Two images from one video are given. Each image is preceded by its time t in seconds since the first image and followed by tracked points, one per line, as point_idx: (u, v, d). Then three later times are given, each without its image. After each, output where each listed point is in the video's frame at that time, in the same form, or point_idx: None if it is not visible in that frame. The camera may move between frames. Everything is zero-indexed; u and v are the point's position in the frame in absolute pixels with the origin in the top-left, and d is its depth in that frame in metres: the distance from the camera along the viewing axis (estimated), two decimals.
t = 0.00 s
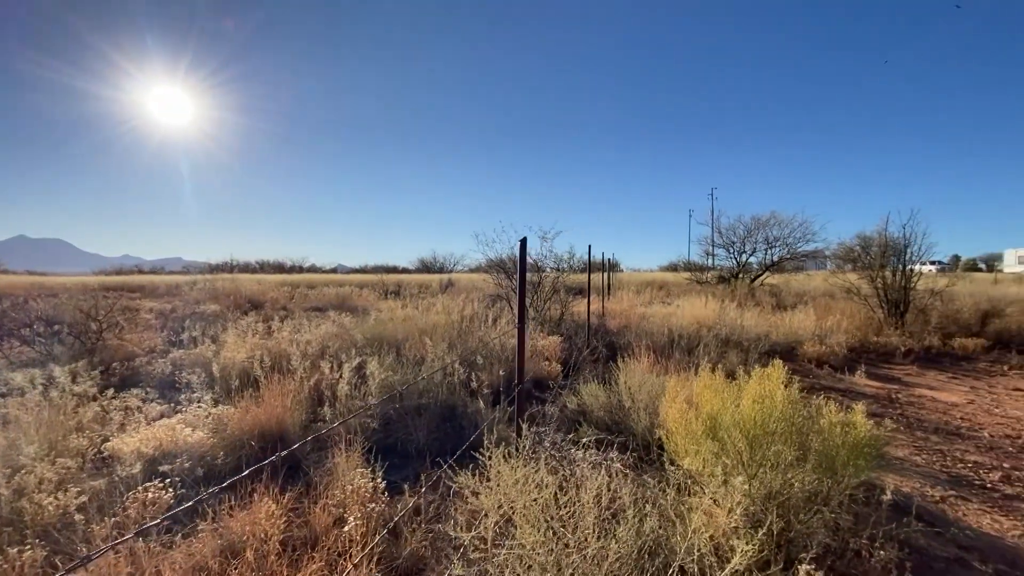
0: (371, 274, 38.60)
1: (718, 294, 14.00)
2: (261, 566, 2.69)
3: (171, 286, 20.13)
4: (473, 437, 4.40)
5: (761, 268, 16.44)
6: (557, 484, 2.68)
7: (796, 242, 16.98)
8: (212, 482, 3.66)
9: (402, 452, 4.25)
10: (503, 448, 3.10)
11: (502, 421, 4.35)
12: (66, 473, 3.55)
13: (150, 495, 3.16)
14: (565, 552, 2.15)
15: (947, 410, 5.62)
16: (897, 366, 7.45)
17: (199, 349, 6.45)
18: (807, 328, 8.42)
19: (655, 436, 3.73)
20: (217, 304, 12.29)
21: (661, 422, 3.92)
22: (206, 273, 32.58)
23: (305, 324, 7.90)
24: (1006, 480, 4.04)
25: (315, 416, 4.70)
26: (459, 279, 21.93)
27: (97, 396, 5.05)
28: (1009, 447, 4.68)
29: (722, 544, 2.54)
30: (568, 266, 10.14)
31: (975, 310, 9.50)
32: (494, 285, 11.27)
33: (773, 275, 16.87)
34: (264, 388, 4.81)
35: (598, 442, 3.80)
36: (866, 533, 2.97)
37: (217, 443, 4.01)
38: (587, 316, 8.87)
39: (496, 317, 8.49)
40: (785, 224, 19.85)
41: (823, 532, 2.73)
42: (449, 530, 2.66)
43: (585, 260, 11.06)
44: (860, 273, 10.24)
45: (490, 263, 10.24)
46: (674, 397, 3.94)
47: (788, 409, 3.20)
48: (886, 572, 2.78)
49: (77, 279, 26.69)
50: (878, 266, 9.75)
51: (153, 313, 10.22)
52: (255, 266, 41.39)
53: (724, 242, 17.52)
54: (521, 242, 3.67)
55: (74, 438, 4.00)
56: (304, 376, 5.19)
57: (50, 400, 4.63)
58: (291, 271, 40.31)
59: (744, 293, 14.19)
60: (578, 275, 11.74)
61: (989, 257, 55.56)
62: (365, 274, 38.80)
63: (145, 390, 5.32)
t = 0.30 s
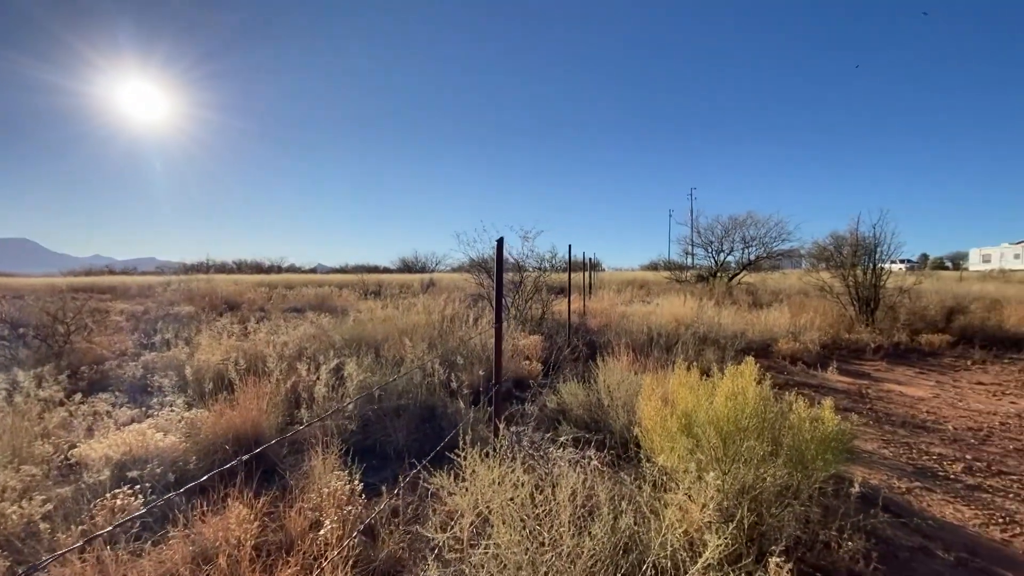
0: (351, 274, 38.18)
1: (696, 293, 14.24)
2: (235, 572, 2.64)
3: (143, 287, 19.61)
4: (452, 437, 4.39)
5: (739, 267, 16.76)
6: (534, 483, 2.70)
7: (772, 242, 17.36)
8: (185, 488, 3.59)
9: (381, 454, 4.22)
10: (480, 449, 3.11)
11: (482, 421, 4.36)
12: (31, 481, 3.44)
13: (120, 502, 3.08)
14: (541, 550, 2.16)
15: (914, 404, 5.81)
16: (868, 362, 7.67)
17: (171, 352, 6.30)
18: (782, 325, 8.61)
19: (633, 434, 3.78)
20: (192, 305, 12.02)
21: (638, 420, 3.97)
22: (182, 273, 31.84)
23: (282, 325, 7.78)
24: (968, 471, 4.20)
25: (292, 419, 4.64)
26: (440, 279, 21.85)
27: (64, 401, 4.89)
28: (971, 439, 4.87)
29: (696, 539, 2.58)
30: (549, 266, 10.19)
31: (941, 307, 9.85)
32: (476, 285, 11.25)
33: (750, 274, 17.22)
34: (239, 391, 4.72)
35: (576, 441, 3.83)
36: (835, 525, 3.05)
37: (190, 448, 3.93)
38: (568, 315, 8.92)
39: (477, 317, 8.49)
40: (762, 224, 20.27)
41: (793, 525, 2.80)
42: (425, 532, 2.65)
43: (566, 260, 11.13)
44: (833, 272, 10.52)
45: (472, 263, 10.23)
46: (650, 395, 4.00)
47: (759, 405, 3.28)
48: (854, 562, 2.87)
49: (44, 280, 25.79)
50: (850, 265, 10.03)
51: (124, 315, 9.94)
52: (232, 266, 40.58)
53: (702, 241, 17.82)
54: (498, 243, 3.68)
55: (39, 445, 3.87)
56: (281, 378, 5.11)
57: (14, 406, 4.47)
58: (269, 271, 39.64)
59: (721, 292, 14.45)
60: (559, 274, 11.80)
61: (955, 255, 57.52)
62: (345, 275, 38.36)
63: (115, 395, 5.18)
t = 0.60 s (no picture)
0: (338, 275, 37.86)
1: (682, 292, 14.37)
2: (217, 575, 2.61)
3: (123, 288, 19.22)
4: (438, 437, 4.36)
5: (724, 266, 16.95)
6: (519, 481, 2.70)
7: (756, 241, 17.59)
8: (165, 492, 3.53)
9: (367, 455, 4.19)
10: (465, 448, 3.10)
11: (469, 420, 4.35)
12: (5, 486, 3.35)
13: (98, 507, 3.02)
14: (526, 548, 2.17)
15: (893, 400, 5.93)
16: (848, 359, 7.82)
17: (152, 353, 6.19)
18: (765, 323, 8.74)
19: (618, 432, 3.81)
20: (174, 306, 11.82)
21: (624, 418, 4.00)
22: (165, 273, 31.30)
23: (267, 326, 7.69)
24: (944, 464, 4.31)
25: (276, 421, 4.59)
26: (427, 279, 21.76)
27: (40, 405, 4.77)
28: (947, 433, 4.99)
29: (680, 535, 2.61)
30: (536, 265, 10.21)
31: (919, 304, 10.07)
32: (463, 284, 11.24)
33: (735, 273, 17.43)
34: (222, 393, 4.66)
35: (562, 439, 3.85)
36: (816, 519, 3.11)
37: (172, 451, 3.87)
38: (556, 314, 8.95)
39: (464, 316, 8.48)
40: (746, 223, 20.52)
41: (775, 519, 2.85)
42: (410, 531, 2.64)
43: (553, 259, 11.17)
44: (815, 270, 10.70)
45: (459, 263, 10.21)
46: (635, 392, 4.04)
47: (742, 401, 3.33)
48: (834, 554, 2.92)
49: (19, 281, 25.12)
50: (831, 263, 10.21)
51: (104, 317, 9.74)
52: (215, 267, 39.98)
53: (688, 240, 18.00)
54: (484, 242, 3.67)
55: (13, 449, 3.78)
56: (265, 380, 5.05)
57: None
58: (254, 271, 39.14)
59: (707, 291, 14.61)
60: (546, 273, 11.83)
61: (933, 254, 58.80)
62: (332, 275, 38.03)
63: (93, 398, 5.07)
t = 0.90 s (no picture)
0: (330, 275, 37.66)
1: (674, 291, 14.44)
2: None
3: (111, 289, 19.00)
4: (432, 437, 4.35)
5: (716, 265, 17.07)
6: (512, 479, 2.71)
7: (747, 240, 17.73)
8: (156, 493, 3.50)
9: (360, 454, 4.18)
10: (458, 447, 3.11)
11: (462, 419, 4.36)
12: None
13: (88, 509, 2.99)
14: (519, 545, 2.17)
15: (881, 396, 6.01)
16: (838, 356, 7.91)
17: (142, 354, 6.13)
18: (756, 321, 8.82)
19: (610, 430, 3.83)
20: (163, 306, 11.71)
21: (616, 416, 4.02)
22: (154, 274, 30.97)
23: (258, 326, 7.64)
24: (931, 459, 4.38)
25: (268, 421, 4.57)
26: (419, 278, 21.70)
27: (28, 407, 4.72)
28: (934, 428, 5.07)
29: (672, 531, 2.63)
30: (529, 264, 10.23)
31: (907, 302, 10.20)
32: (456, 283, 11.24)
33: (726, 271, 17.55)
34: (213, 393, 4.63)
35: (555, 438, 3.86)
36: (806, 514, 3.15)
37: (162, 452, 3.84)
38: (549, 313, 8.97)
39: (457, 315, 8.48)
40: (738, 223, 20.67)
41: (765, 514, 2.88)
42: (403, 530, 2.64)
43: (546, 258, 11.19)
44: (805, 269, 10.80)
45: (452, 263, 10.20)
46: (628, 389, 4.06)
47: (733, 398, 3.36)
48: (823, 548, 2.96)
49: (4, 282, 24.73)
50: (821, 262, 10.32)
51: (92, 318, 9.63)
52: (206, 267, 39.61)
53: (680, 239, 18.10)
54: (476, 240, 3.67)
55: None
56: (257, 380, 5.02)
57: None
58: (245, 271, 38.83)
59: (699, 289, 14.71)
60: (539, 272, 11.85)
61: (921, 252, 59.55)
62: (324, 275, 37.82)
63: (82, 400, 5.01)
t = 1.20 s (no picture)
0: (326, 275, 37.57)
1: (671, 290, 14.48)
2: None
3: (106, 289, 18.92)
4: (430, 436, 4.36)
5: (713, 264, 17.12)
6: (511, 477, 2.72)
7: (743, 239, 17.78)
8: (154, 493, 3.49)
9: (358, 454, 4.18)
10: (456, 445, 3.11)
11: (460, 418, 4.37)
12: None
13: (85, 509, 2.99)
14: (518, 542, 2.18)
15: (877, 394, 6.05)
16: (834, 354, 7.96)
17: (139, 354, 6.12)
18: (752, 319, 8.86)
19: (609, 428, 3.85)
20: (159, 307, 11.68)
21: (614, 414, 4.04)
22: (150, 274, 30.85)
23: (255, 326, 7.63)
24: (926, 455, 4.41)
25: (266, 421, 4.57)
26: (416, 278, 21.67)
27: (24, 407, 4.70)
28: (929, 426, 5.10)
29: (670, 528, 2.64)
30: (526, 263, 10.24)
31: (903, 301, 10.26)
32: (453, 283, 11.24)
33: (723, 270, 17.59)
34: (211, 393, 4.62)
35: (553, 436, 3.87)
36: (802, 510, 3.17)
37: (160, 452, 3.83)
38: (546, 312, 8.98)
39: (455, 315, 8.48)
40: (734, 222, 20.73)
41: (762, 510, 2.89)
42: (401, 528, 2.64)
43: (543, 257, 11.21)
44: (802, 268, 10.85)
45: (450, 262, 10.20)
46: (625, 388, 4.08)
47: (729, 396, 3.38)
48: (819, 544, 2.98)
49: None
50: (817, 261, 10.36)
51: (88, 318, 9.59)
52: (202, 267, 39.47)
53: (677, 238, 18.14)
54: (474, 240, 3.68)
55: None
56: (255, 380, 5.02)
57: None
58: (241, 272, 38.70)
59: (695, 288, 14.75)
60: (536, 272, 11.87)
61: (916, 252, 59.84)
62: (320, 274, 37.73)
63: (78, 400, 5.00)
